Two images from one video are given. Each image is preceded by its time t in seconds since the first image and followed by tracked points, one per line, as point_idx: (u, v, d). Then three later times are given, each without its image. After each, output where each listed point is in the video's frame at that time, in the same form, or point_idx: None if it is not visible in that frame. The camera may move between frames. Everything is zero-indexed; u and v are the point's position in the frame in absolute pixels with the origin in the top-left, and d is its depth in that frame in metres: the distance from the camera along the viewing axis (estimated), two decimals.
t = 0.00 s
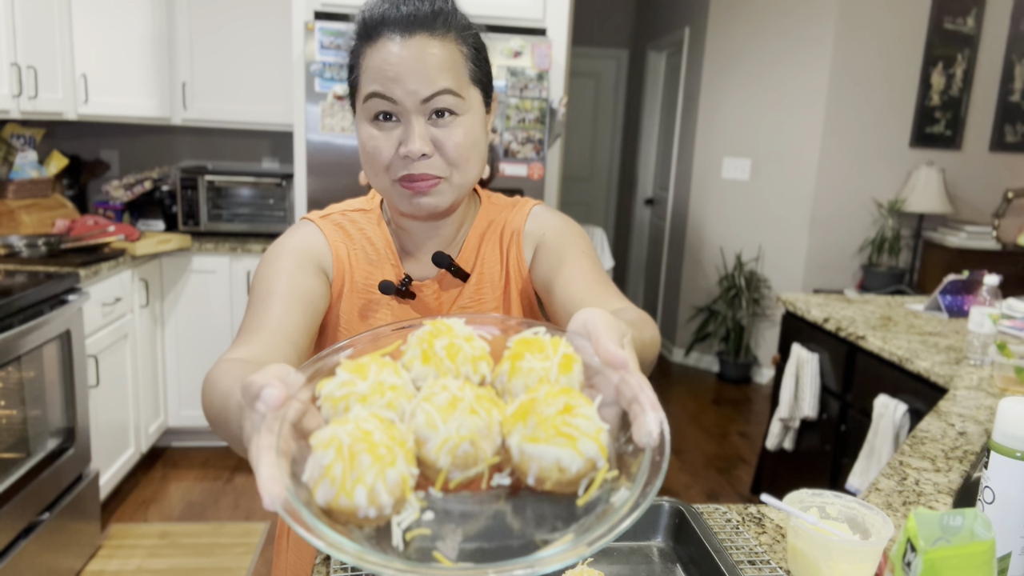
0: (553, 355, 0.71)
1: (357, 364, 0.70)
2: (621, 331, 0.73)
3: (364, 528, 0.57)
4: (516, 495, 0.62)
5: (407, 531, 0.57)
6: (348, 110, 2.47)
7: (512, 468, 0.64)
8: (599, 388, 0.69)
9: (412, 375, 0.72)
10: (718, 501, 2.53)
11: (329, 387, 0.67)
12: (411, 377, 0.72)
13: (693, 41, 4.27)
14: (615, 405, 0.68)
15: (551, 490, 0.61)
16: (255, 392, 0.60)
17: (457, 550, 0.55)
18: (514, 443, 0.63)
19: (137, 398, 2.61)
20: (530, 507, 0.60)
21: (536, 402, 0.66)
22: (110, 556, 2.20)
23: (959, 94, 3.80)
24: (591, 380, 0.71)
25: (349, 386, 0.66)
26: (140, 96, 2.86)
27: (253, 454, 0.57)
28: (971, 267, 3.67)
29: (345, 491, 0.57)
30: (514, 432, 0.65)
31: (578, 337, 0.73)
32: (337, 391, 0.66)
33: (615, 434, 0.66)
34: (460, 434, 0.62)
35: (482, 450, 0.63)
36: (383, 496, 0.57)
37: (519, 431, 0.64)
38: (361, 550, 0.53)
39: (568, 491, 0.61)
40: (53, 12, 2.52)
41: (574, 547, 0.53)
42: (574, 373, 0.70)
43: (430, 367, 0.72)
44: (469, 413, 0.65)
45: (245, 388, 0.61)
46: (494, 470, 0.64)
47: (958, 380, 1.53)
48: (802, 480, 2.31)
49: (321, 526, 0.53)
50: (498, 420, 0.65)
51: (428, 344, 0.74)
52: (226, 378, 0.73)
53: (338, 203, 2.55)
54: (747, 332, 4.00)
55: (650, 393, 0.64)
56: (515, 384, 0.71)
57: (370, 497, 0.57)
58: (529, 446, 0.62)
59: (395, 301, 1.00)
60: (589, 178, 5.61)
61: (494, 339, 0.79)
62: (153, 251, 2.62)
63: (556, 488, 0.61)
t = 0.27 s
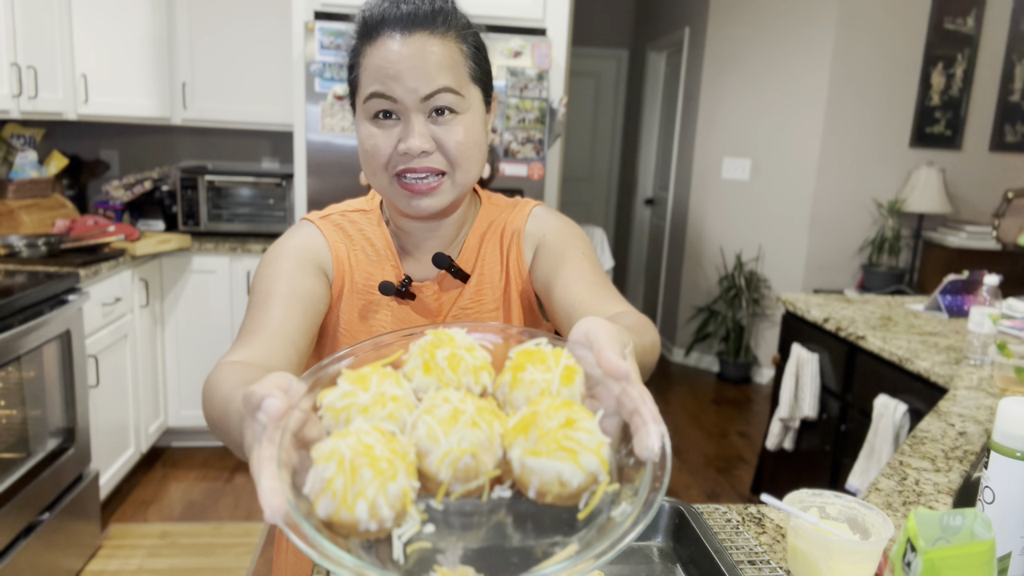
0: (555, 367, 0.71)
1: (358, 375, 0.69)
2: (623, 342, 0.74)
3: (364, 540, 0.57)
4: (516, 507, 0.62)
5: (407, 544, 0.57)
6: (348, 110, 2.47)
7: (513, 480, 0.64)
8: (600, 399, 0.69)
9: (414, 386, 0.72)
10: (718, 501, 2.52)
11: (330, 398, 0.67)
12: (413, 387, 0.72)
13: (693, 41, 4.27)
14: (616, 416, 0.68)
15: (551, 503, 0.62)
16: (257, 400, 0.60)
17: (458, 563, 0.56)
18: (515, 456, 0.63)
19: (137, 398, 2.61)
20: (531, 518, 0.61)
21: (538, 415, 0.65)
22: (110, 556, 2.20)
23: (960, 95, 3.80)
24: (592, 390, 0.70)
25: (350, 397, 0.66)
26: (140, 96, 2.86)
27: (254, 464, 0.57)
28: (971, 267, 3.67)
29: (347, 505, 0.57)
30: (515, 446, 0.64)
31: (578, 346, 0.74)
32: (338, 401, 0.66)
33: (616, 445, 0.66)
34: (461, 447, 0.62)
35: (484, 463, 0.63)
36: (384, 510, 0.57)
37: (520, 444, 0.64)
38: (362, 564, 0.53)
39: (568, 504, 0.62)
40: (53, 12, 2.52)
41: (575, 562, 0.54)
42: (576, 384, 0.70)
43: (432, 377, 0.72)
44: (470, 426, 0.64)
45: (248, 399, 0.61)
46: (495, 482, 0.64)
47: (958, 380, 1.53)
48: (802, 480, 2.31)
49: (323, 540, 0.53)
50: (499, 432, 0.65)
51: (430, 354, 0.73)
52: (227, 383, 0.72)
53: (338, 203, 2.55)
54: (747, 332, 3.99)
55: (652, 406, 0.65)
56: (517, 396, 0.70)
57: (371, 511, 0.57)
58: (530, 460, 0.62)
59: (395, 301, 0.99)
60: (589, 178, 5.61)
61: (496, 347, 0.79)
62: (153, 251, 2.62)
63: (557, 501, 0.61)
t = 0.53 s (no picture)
0: (556, 358, 0.71)
1: (360, 367, 0.70)
2: (624, 334, 0.73)
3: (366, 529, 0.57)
4: (518, 498, 0.62)
5: (409, 533, 0.56)
6: (348, 110, 2.47)
7: (514, 471, 0.63)
8: (601, 391, 0.70)
9: (415, 378, 0.72)
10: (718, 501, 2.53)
11: (332, 390, 0.67)
12: (414, 379, 0.72)
13: (693, 40, 4.27)
14: (617, 408, 0.68)
15: (553, 493, 0.61)
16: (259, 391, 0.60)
17: (459, 552, 0.55)
18: (517, 446, 0.63)
19: (137, 398, 2.61)
20: (533, 510, 0.60)
21: (539, 406, 0.66)
22: (110, 556, 2.20)
23: (960, 95, 3.80)
24: (593, 382, 0.71)
25: (352, 388, 0.67)
26: (141, 96, 2.86)
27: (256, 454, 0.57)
28: (971, 267, 3.67)
29: (349, 493, 0.57)
30: (517, 435, 0.64)
31: (579, 340, 0.74)
32: (340, 393, 0.66)
33: (617, 436, 0.66)
34: (462, 437, 0.62)
35: (485, 453, 0.63)
36: (386, 498, 0.57)
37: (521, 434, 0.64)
38: (363, 551, 0.52)
39: (570, 494, 0.61)
40: (53, 12, 2.52)
41: (577, 550, 0.53)
42: (576, 375, 0.70)
43: (432, 369, 0.72)
44: (471, 416, 0.64)
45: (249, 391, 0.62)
46: (496, 473, 0.64)
47: (958, 380, 1.53)
48: (802, 480, 2.31)
49: (324, 528, 0.53)
50: (501, 423, 0.65)
51: (431, 347, 0.74)
52: (228, 379, 0.73)
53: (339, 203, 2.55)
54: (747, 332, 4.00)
55: (652, 396, 0.65)
56: (517, 388, 0.70)
57: (373, 499, 0.56)
58: (531, 450, 0.62)
59: (395, 301, 0.99)
60: (589, 178, 5.61)
61: (496, 341, 0.79)
62: (153, 251, 2.62)
63: (559, 490, 0.61)
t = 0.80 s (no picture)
0: (554, 352, 0.71)
1: (359, 360, 0.70)
2: (623, 330, 0.73)
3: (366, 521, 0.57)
4: (517, 492, 0.61)
5: (408, 525, 0.56)
6: (348, 110, 2.47)
7: (513, 464, 0.64)
8: (599, 385, 0.70)
9: (414, 372, 0.72)
10: (718, 501, 2.52)
11: (331, 382, 0.67)
12: (413, 373, 0.72)
13: (693, 40, 4.27)
14: (615, 403, 0.68)
15: (551, 486, 0.61)
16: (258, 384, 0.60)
17: (457, 543, 0.54)
18: (515, 438, 0.63)
19: (137, 398, 2.61)
20: (531, 502, 0.60)
21: (537, 398, 0.65)
22: (110, 556, 2.20)
23: (960, 95, 3.80)
24: (592, 377, 0.71)
25: (351, 381, 0.67)
26: (141, 96, 2.86)
27: (255, 446, 0.57)
28: (971, 267, 3.67)
29: (348, 485, 0.57)
30: (515, 428, 0.64)
31: (579, 335, 0.74)
32: (339, 386, 0.66)
33: (616, 430, 0.66)
34: (461, 429, 0.62)
35: (484, 445, 0.63)
36: (385, 490, 0.57)
37: (520, 426, 0.64)
38: (362, 542, 0.52)
39: (568, 487, 0.61)
40: (52, 12, 2.52)
41: (575, 541, 0.53)
42: (575, 369, 0.70)
43: (431, 363, 0.72)
44: (470, 408, 0.64)
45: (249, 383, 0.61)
46: (495, 466, 0.64)
47: (958, 380, 1.53)
48: (802, 480, 2.31)
49: (322, 518, 0.53)
50: (500, 416, 0.65)
51: (430, 341, 0.73)
52: (228, 374, 0.73)
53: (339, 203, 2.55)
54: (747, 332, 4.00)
55: (651, 391, 0.65)
56: (516, 381, 0.70)
57: (372, 491, 0.56)
58: (530, 442, 0.62)
59: (395, 300, 1.00)
60: (589, 178, 5.61)
61: (495, 337, 0.79)
62: (153, 251, 2.62)
63: (557, 482, 0.60)
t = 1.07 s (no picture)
0: (553, 352, 0.71)
1: (358, 359, 0.70)
2: (622, 329, 0.73)
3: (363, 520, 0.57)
4: (514, 491, 0.61)
5: (405, 523, 0.56)
6: (349, 110, 2.47)
7: (511, 463, 0.64)
8: (597, 385, 0.70)
9: (413, 370, 0.72)
10: (718, 501, 2.53)
11: (330, 380, 0.67)
12: (411, 372, 0.72)
13: (693, 40, 4.27)
14: (614, 403, 0.68)
15: (549, 485, 0.61)
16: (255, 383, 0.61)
17: (454, 542, 0.54)
18: (512, 437, 0.63)
19: (137, 398, 2.61)
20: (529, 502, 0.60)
21: (535, 397, 0.65)
22: (110, 556, 2.20)
23: (960, 95, 3.80)
24: (590, 377, 0.71)
25: (350, 379, 0.67)
26: (141, 96, 2.86)
27: (254, 444, 0.57)
28: (971, 267, 3.67)
29: (345, 482, 0.56)
30: (513, 427, 0.64)
31: (578, 335, 0.74)
32: (338, 384, 0.67)
33: (614, 430, 0.66)
34: (459, 428, 0.62)
35: (482, 444, 0.63)
36: (382, 487, 0.57)
37: (517, 425, 0.64)
38: (358, 540, 0.52)
39: (566, 486, 0.61)
40: (53, 12, 2.52)
41: (572, 540, 0.53)
42: (573, 369, 0.70)
43: (430, 362, 0.72)
44: (468, 407, 0.64)
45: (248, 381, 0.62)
46: (493, 465, 0.64)
47: (958, 380, 1.53)
48: (802, 480, 2.31)
49: (319, 516, 0.53)
50: (497, 415, 0.65)
51: (429, 340, 0.74)
52: (227, 373, 0.73)
53: (339, 203, 2.55)
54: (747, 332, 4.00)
55: (649, 391, 0.65)
56: (515, 380, 0.70)
57: (370, 488, 0.56)
58: (527, 441, 0.61)
59: (396, 300, 1.00)
60: (589, 178, 5.61)
61: (494, 336, 0.80)
62: (153, 251, 2.62)
63: (555, 482, 0.60)
